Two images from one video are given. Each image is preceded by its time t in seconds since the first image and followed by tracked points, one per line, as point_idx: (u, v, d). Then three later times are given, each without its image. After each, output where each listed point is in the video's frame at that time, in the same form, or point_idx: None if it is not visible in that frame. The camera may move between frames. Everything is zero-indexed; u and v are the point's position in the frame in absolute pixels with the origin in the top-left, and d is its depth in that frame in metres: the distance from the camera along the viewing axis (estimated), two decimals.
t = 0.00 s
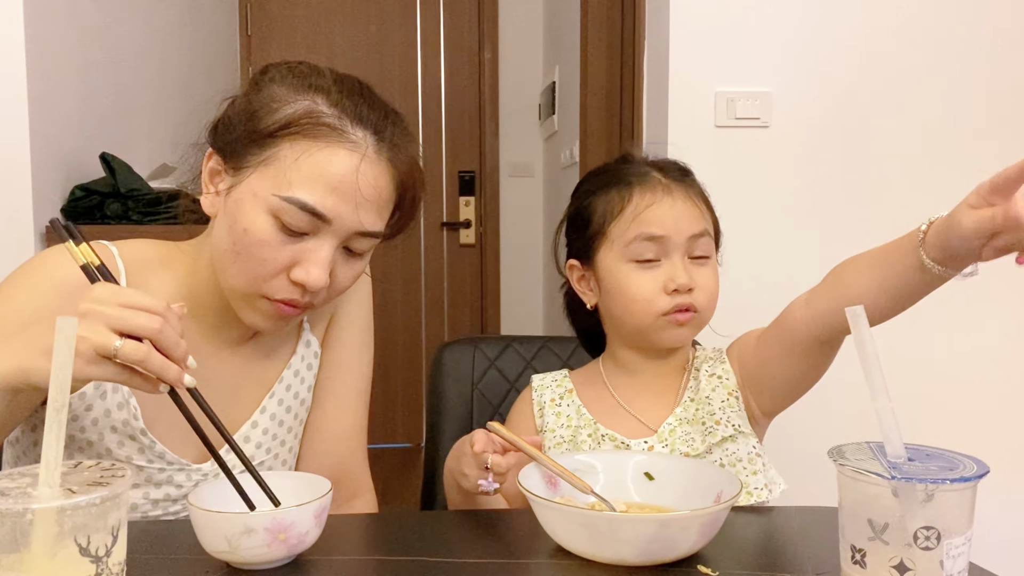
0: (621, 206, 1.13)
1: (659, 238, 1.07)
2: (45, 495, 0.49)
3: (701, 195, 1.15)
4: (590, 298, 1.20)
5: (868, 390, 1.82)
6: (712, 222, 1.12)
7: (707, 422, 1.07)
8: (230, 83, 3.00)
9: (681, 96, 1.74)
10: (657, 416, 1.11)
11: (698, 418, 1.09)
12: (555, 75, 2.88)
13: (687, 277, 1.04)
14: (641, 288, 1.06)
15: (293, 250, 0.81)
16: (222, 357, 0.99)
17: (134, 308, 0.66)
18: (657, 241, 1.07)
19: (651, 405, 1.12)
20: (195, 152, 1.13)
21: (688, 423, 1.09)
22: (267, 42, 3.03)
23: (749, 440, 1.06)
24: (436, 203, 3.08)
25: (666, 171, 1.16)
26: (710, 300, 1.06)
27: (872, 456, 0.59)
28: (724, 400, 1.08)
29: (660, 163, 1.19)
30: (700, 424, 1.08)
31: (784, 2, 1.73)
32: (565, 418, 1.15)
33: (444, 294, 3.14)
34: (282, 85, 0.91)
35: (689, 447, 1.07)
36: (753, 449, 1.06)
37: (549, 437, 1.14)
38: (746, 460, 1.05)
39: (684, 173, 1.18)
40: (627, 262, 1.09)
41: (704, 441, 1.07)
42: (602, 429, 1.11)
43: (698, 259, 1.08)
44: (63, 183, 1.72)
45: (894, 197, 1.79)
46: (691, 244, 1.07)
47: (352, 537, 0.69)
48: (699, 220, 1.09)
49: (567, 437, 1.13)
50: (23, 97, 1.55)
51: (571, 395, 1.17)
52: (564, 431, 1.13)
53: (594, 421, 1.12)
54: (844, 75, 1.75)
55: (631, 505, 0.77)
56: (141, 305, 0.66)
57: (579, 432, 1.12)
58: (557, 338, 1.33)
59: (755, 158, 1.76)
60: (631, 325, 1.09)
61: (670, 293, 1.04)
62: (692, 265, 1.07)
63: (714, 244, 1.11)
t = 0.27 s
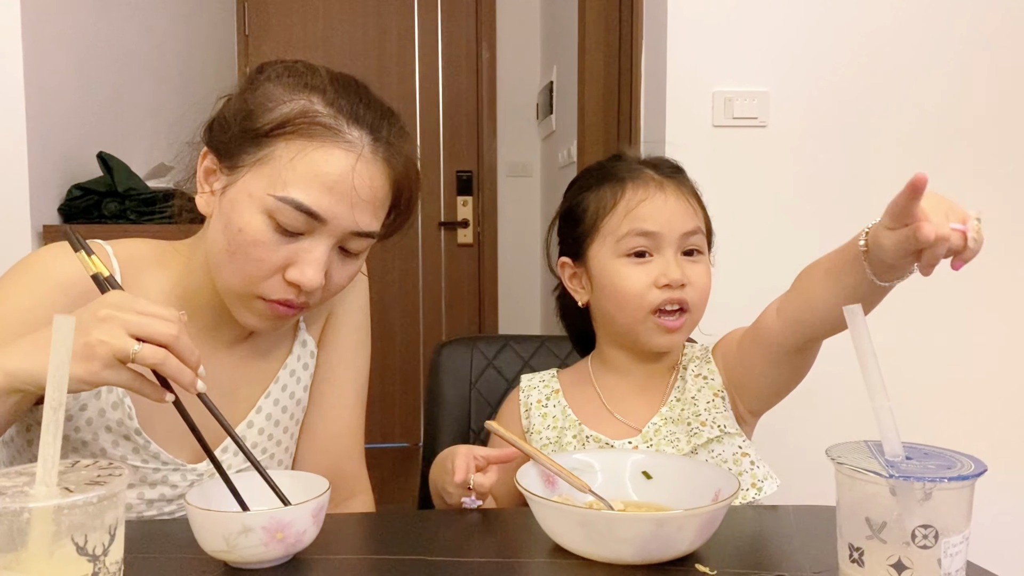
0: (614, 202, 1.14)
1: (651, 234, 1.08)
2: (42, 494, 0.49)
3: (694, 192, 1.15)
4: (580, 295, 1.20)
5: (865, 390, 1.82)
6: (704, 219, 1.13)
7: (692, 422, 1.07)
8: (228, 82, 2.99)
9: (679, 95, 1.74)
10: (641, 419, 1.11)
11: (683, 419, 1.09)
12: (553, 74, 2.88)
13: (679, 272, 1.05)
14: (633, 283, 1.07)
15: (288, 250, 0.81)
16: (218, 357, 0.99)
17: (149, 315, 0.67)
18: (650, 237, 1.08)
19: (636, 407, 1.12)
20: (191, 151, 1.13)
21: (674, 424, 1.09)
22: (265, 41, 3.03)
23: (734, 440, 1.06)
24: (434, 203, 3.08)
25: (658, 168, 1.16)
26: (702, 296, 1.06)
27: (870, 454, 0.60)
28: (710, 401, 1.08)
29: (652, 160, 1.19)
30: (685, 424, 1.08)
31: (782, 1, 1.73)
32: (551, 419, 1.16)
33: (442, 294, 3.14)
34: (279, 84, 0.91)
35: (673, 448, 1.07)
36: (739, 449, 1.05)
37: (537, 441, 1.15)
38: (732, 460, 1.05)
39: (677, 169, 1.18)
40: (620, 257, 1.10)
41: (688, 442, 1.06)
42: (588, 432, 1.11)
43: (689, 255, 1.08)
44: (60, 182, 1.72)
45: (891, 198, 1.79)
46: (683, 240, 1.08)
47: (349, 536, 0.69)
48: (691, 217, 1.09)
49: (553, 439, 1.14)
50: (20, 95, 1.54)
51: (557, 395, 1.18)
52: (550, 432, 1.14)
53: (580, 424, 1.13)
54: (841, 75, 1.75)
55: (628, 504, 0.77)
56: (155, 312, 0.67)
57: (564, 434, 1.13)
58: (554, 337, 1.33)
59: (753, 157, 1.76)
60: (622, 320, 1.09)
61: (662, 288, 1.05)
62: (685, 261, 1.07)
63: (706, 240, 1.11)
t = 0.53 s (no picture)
0: (597, 201, 1.15)
1: (634, 231, 1.08)
2: (39, 494, 0.49)
3: (678, 191, 1.16)
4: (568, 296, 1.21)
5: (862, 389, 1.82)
6: (689, 218, 1.13)
7: (682, 422, 1.07)
8: (225, 82, 2.99)
9: (676, 95, 1.75)
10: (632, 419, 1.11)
11: (675, 419, 1.09)
12: (550, 74, 2.88)
13: (662, 267, 1.05)
14: (616, 280, 1.07)
15: (285, 252, 0.81)
16: (215, 356, 0.99)
17: (156, 331, 0.66)
18: (633, 234, 1.08)
19: (626, 408, 1.12)
20: (188, 152, 1.13)
21: (665, 424, 1.09)
22: (263, 41, 3.03)
23: (724, 440, 1.06)
24: (431, 202, 3.08)
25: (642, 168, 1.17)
26: (688, 292, 1.06)
27: (866, 453, 0.60)
28: (700, 400, 1.08)
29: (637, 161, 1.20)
30: (676, 425, 1.08)
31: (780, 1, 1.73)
32: (542, 421, 1.16)
33: (440, 293, 3.14)
34: (277, 85, 0.91)
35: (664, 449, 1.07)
36: (729, 449, 1.05)
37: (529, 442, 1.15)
38: (722, 460, 1.05)
39: (661, 169, 1.19)
40: (604, 255, 1.10)
41: (679, 442, 1.06)
42: (578, 433, 1.11)
43: (673, 252, 1.09)
44: (57, 181, 1.72)
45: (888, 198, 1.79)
46: (666, 237, 1.08)
47: (346, 536, 0.69)
48: (674, 214, 1.10)
49: (545, 440, 1.14)
50: (16, 95, 1.54)
51: (548, 397, 1.18)
52: (541, 434, 1.14)
53: (570, 425, 1.13)
54: (839, 75, 1.76)
55: (625, 504, 0.77)
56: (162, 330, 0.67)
57: (555, 435, 1.13)
58: (552, 337, 1.33)
59: (751, 156, 1.76)
60: (607, 318, 1.09)
61: (645, 284, 1.05)
62: (669, 258, 1.07)
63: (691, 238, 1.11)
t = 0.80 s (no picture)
0: (581, 197, 1.16)
1: (621, 221, 1.09)
2: (33, 494, 0.49)
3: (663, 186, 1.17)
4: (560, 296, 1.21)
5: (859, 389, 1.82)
6: (674, 211, 1.14)
7: (682, 424, 1.07)
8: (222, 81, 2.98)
9: (674, 95, 1.75)
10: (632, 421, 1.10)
11: (675, 420, 1.08)
12: (548, 73, 2.88)
13: (651, 254, 1.05)
14: (607, 269, 1.07)
15: (283, 252, 0.81)
16: (212, 356, 0.99)
17: (153, 337, 0.66)
18: (620, 224, 1.09)
19: (625, 409, 1.12)
20: (185, 151, 1.13)
21: (664, 425, 1.08)
22: (260, 40, 3.02)
23: (724, 442, 1.06)
24: (429, 202, 3.08)
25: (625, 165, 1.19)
26: (678, 280, 1.06)
27: (863, 453, 0.60)
28: (700, 400, 1.08)
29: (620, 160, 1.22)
30: (675, 426, 1.08)
31: None
32: (540, 422, 1.16)
33: (437, 293, 3.14)
34: (274, 84, 0.90)
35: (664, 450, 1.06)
36: (728, 450, 1.06)
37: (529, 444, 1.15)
38: (721, 462, 1.05)
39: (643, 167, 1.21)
40: (592, 247, 1.11)
41: (679, 443, 1.06)
42: (578, 433, 1.11)
43: (661, 242, 1.09)
44: (54, 181, 1.71)
45: (886, 197, 1.79)
46: (653, 227, 1.09)
47: (342, 535, 0.69)
48: (659, 205, 1.11)
49: (544, 441, 1.13)
50: (13, 94, 1.54)
51: (547, 399, 1.18)
52: (539, 436, 1.14)
53: (569, 425, 1.12)
54: (837, 74, 1.76)
55: (622, 503, 0.77)
56: (160, 336, 0.66)
57: (554, 436, 1.12)
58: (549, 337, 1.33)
59: (748, 156, 1.76)
60: (601, 311, 1.08)
61: (635, 271, 1.05)
62: (657, 247, 1.08)
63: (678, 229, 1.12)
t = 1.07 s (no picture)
0: (564, 201, 1.18)
1: (598, 221, 1.10)
2: (29, 494, 0.49)
3: (647, 185, 1.18)
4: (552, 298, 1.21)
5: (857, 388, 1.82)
6: (658, 207, 1.14)
7: (676, 422, 1.07)
8: (220, 80, 2.98)
9: (673, 95, 1.75)
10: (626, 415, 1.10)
11: (670, 417, 1.08)
12: (547, 73, 2.88)
13: (627, 250, 1.06)
14: (587, 268, 1.08)
15: (281, 252, 0.80)
16: (209, 355, 0.99)
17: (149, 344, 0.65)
18: (598, 224, 1.10)
19: (621, 403, 1.11)
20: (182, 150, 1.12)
21: (659, 422, 1.08)
22: (258, 39, 3.02)
23: (717, 443, 1.06)
24: (427, 201, 3.07)
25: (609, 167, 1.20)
26: (659, 274, 1.06)
27: (862, 453, 0.59)
28: (697, 401, 1.08)
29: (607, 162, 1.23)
30: (670, 424, 1.08)
31: None
32: (536, 415, 1.16)
33: (436, 293, 3.13)
34: (272, 84, 0.90)
35: (656, 446, 1.06)
36: (721, 451, 1.06)
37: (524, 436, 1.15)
38: (712, 462, 1.05)
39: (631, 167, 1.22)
40: (573, 247, 1.12)
41: (672, 440, 1.06)
42: (572, 428, 1.11)
43: (644, 239, 1.10)
44: (52, 180, 1.71)
45: (884, 197, 1.79)
46: (631, 224, 1.10)
47: (340, 536, 0.69)
48: (637, 203, 1.12)
49: (539, 435, 1.13)
50: (10, 93, 1.53)
51: (545, 392, 1.18)
52: (534, 429, 1.14)
53: (565, 420, 1.12)
54: (835, 75, 1.76)
55: (621, 503, 0.77)
56: (154, 343, 0.65)
57: (549, 430, 1.12)
58: (547, 337, 1.33)
59: (747, 155, 1.76)
60: (584, 308, 1.10)
61: (613, 268, 1.06)
62: (637, 244, 1.09)
63: (661, 225, 1.12)
